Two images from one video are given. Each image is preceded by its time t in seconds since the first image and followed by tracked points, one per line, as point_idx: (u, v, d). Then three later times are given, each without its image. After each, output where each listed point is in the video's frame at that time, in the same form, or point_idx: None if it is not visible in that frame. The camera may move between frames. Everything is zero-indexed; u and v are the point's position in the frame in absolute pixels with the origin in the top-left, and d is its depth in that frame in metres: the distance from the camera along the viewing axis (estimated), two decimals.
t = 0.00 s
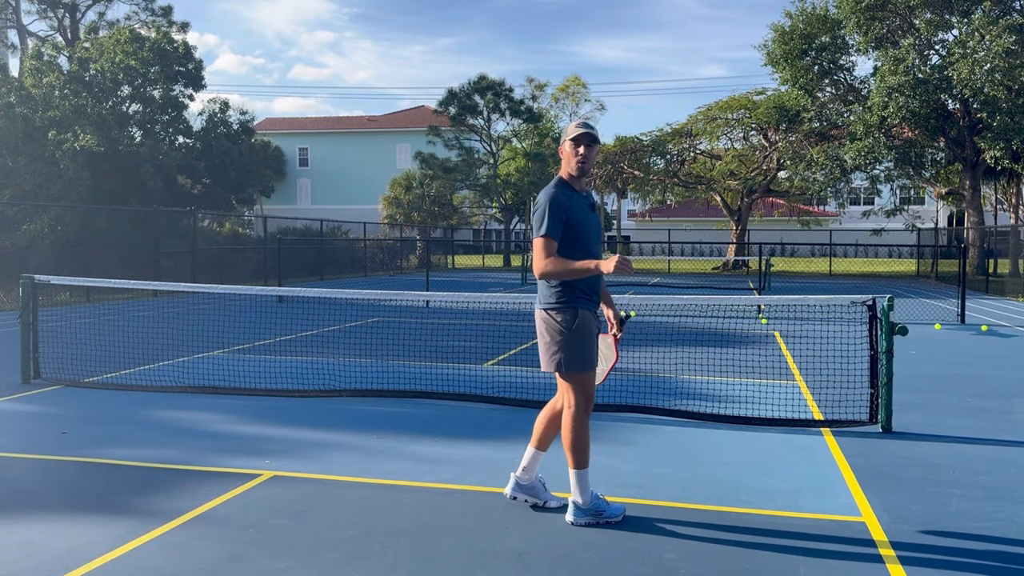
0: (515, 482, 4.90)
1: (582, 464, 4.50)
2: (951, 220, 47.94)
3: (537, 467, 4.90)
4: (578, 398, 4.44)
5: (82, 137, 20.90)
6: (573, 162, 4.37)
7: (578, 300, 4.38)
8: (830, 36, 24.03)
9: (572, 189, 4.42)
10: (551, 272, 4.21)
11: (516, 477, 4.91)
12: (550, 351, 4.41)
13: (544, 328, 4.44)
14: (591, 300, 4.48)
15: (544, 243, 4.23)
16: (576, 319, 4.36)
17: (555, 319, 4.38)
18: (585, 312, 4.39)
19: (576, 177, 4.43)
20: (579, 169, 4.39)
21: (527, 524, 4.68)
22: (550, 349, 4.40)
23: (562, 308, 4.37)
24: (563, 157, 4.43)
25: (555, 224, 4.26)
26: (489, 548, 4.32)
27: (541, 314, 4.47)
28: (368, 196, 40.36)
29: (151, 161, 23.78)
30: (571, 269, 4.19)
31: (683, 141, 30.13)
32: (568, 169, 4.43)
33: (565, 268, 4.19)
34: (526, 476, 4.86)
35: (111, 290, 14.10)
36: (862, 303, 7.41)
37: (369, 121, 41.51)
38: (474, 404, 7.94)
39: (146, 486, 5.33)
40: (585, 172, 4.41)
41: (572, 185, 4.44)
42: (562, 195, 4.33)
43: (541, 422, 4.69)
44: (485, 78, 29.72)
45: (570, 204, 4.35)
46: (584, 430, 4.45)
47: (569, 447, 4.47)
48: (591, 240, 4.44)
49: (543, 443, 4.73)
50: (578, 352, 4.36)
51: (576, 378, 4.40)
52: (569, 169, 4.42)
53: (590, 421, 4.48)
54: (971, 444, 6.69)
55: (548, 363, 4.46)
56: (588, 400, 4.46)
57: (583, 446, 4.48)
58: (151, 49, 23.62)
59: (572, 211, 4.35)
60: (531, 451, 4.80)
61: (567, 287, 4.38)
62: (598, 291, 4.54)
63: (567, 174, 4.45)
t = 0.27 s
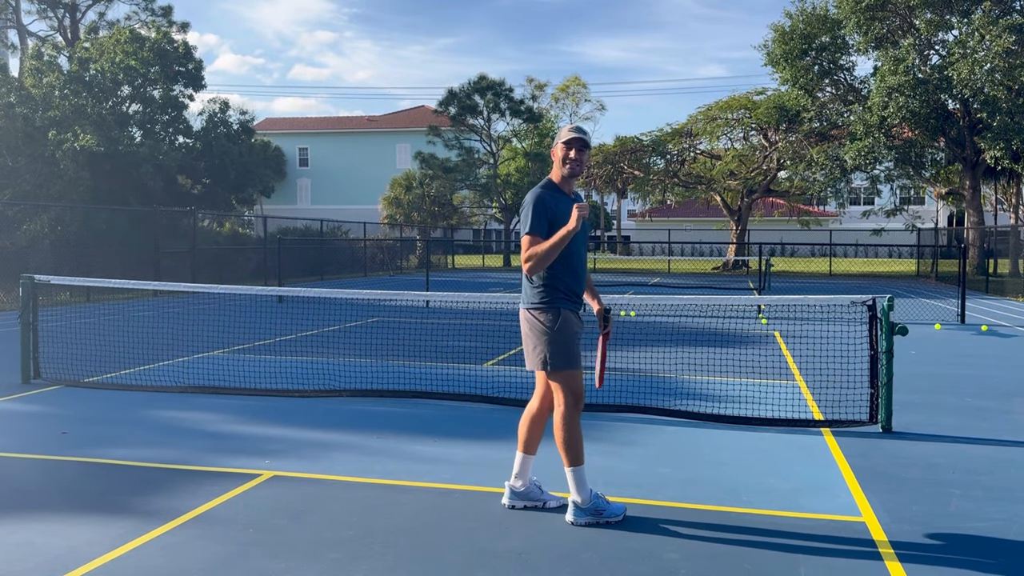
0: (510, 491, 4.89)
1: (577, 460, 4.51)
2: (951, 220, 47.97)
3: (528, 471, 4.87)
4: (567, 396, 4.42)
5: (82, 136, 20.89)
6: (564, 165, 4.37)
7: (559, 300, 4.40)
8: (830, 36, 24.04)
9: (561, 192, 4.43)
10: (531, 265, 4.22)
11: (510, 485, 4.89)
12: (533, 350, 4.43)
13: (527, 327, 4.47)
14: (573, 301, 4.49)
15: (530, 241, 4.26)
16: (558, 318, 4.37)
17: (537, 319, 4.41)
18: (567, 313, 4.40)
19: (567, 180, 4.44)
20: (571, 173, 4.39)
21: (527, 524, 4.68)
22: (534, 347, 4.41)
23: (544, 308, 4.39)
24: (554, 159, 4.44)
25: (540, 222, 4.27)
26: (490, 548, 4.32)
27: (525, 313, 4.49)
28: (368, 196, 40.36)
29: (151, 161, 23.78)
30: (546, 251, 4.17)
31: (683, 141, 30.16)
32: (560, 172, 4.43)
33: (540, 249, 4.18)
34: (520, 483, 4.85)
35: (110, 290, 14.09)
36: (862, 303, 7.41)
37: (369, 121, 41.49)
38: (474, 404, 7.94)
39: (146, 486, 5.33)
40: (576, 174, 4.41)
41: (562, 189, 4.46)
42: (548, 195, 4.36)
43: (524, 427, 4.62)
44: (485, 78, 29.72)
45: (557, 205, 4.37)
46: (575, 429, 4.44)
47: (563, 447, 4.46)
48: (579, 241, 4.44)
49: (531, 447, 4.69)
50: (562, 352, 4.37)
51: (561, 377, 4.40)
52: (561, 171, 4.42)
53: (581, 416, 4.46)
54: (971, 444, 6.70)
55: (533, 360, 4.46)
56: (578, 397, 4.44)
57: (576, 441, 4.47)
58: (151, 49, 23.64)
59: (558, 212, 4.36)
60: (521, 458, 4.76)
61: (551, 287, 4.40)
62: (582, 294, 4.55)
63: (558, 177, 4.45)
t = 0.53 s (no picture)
0: (510, 491, 4.88)
1: (575, 457, 4.49)
2: (950, 220, 48.01)
3: (528, 470, 4.86)
4: (571, 394, 4.43)
5: (82, 137, 20.94)
6: (561, 167, 4.38)
7: (555, 301, 4.42)
8: (830, 36, 24.06)
9: (557, 193, 4.44)
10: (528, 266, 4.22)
11: (510, 486, 4.89)
12: (531, 349, 4.44)
13: (523, 328, 4.47)
14: (567, 300, 4.52)
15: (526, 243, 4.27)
16: (554, 317, 4.39)
17: (534, 318, 4.42)
18: (563, 311, 4.42)
19: (563, 180, 4.45)
20: (568, 174, 4.41)
21: (528, 524, 4.68)
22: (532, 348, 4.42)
23: (540, 307, 4.41)
24: (551, 161, 4.44)
25: (537, 224, 4.28)
26: (490, 548, 4.33)
27: (519, 313, 4.50)
28: (368, 196, 40.38)
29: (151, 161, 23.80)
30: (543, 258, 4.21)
31: (683, 141, 30.17)
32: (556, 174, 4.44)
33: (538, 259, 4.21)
34: (520, 483, 4.85)
35: (111, 290, 14.10)
36: (862, 303, 7.41)
37: (370, 121, 41.53)
38: (473, 404, 7.95)
39: (146, 486, 5.34)
40: (572, 177, 4.42)
41: (558, 189, 4.47)
42: (545, 197, 4.37)
43: (525, 427, 4.59)
44: (486, 78, 29.73)
45: (554, 207, 4.38)
46: (575, 429, 4.44)
47: (562, 445, 4.46)
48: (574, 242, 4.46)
49: (532, 447, 4.68)
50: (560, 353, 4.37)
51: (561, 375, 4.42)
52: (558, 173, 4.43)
53: (584, 415, 4.46)
54: (971, 444, 6.70)
55: (531, 361, 4.47)
56: (579, 396, 4.44)
57: (577, 440, 4.47)
58: (151, 49, 23.67)
59: (555, 214, 4.37)
60: (521, 458, 4.74)
61: (548, 288, 4.41)
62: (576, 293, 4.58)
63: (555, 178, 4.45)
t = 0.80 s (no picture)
0: (510, 490, 4.89)
1: (574, 456, 4.49)
2: (950, 220, 48.03)
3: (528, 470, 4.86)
4: (571, 393, 4.42)
5: (82, 137, 20.99)
6: (560, 165, 4.38)
7: (556, 299, 4.41)
8: (830, 37, 24.08)
9: (555, 191, 4.44)
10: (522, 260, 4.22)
11: (510, 486, 4.89)
12: (533, 348, 4.44)
13: (527, 327, 4.47)
14: (570, 299, 4.50)
15: (518, 234, 4.27)
16: (556, 315, 4.38)
17: (535, 315, 4.41)
18: (565, 309, 4.41)
19: (562, 179, 4.45)
20: (568, 172, 4.40)
21: (528, 524, 4.68)
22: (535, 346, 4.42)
23: (541, 305, 4.40)
24: (550, 160, 4.45)
25: (534, 221, 4.29)
26: (490, 548, 4.33)
27: (522, 313, 4.51)
28: (369, 196, 40.39)
29: (151, 161, 23.83)
30: (532, 242, 4.20)
31: (683, 141, 30.19)
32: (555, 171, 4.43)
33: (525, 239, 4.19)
34: (520, 483, 4.85)
35: (110, 290, 14.10)
36: (862, 303, 7.41)
37: (370, 121, 41.55)
38: (473, 404, 7.95)
39: (146, 486, 5.34)
40: (572, 174, 4.42)
41: (558, 187, 4.47)
42: (542, 195, 4.37)
43: (524, 426, 4.59)
44: (485, 78, 29.75)
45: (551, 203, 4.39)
46: (576, 429, 4.43)
47: (561, 443, 4.45)
48: (573, 237, 4.45)
49: (531, 446, 4.68)
50: (563, 350, 4.37)
51: (561, 375, 4.41)
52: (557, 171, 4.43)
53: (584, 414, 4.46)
54: (971, 444, 6.70)
55: (534, 360, 4.47)
56: (579, 394, 4.44)
57: (575, 439, 4.46)
58: (151, 49, 23.72)
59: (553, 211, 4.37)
60: (521, 457, 4.75)
61: (549, 286, 4.41)
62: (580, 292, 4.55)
63: (553, 176, 4.45)
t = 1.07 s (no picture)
0: (511, 489, 4.89)
1: (572, 462, 4.48)
2: (950, 220, 48.02)
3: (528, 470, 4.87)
4: (572, 397, 4.42)
5: (82, 137, 21.00)
6: (567, 165, 4.37)
7: (564, 301, 4.39)
8: (830, 36, 24.08)
9: (563, 192, 4.43)
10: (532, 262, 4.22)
11: (511, 484, 4.89)
12: (538, 350, 4.43)
13: (533, 329, 4.46)
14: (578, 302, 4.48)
15: (529, 237, 4.27)
16: (563, 318, 4.37)
17: (542, 318, 4.40)
18: (572, 313, 4.39)
19: (569, 180, 4.43)
20: (574, 172, 4.38)
21: (529, 524, 4.68)
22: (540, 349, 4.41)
23: (549, 308, 4.39)
24: (556, 160, 4.44)
25: (543, 223, 4.28)
26: (490, 548, 4.33)
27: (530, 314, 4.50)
28: (369, 196, 40.40)
29: (151, 161, 23.83)
30: (543, 245, 4.20)
31: (683, 141, 30.20)
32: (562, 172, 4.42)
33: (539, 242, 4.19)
34: (521, 482, 4.85)
35: (110, 290, 14.09)
36: (862, 303, 7.41)
37: (370, 121, 41.55)
38: (473, 404, 7.94)
39: (146, 486, 5.33)
40: (578, 175, 4.40)
41: (565, 188, 4.46)
42: (549, 196, 4.36)
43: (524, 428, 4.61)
44: (485, 78, 29.74)
45: (558, 205, 4.37)
46: (574, 434, 4.42)
47: (558, 449, 4.45)
48: (584, 240, 4.43)
49: (531, 447, 4.70)
50: (567, 353, 4.36)
51: (563, 380, 4.40)
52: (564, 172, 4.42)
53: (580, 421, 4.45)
54: (972, 444, 6.69)
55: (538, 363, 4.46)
56: (578, 400, 4.43)
57: (572, 445, 4.46)
58: (151, 49, 23.73)
59: (561, 212, 4.36)
60: (520, 457, 4.76)
61: (557, 288, 4.39)
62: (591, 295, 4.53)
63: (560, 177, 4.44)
